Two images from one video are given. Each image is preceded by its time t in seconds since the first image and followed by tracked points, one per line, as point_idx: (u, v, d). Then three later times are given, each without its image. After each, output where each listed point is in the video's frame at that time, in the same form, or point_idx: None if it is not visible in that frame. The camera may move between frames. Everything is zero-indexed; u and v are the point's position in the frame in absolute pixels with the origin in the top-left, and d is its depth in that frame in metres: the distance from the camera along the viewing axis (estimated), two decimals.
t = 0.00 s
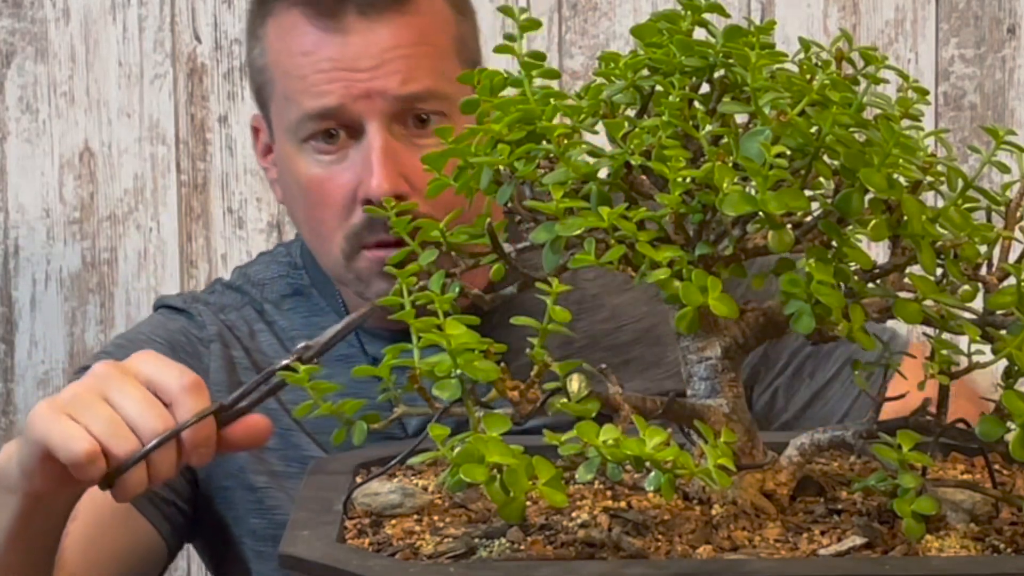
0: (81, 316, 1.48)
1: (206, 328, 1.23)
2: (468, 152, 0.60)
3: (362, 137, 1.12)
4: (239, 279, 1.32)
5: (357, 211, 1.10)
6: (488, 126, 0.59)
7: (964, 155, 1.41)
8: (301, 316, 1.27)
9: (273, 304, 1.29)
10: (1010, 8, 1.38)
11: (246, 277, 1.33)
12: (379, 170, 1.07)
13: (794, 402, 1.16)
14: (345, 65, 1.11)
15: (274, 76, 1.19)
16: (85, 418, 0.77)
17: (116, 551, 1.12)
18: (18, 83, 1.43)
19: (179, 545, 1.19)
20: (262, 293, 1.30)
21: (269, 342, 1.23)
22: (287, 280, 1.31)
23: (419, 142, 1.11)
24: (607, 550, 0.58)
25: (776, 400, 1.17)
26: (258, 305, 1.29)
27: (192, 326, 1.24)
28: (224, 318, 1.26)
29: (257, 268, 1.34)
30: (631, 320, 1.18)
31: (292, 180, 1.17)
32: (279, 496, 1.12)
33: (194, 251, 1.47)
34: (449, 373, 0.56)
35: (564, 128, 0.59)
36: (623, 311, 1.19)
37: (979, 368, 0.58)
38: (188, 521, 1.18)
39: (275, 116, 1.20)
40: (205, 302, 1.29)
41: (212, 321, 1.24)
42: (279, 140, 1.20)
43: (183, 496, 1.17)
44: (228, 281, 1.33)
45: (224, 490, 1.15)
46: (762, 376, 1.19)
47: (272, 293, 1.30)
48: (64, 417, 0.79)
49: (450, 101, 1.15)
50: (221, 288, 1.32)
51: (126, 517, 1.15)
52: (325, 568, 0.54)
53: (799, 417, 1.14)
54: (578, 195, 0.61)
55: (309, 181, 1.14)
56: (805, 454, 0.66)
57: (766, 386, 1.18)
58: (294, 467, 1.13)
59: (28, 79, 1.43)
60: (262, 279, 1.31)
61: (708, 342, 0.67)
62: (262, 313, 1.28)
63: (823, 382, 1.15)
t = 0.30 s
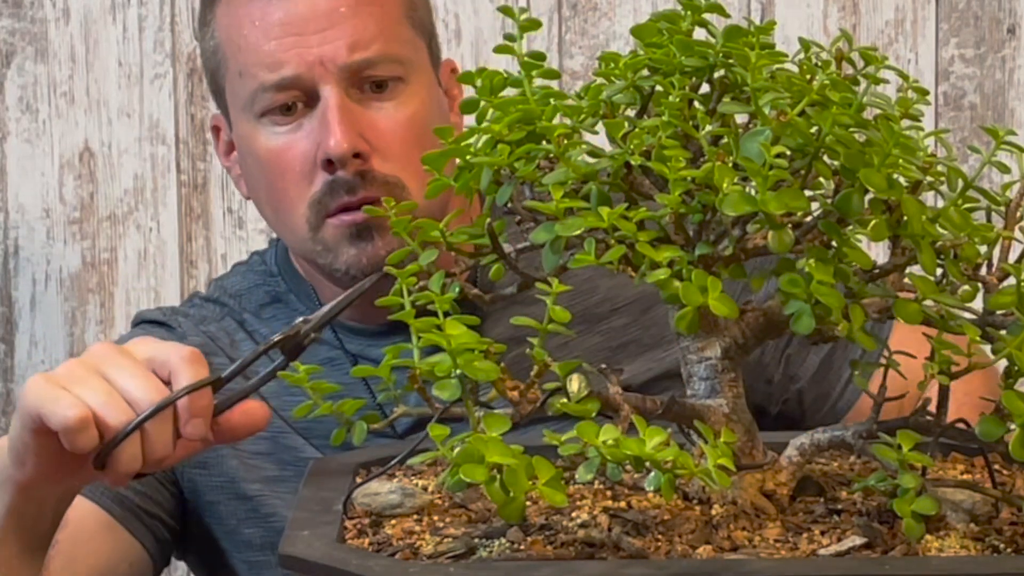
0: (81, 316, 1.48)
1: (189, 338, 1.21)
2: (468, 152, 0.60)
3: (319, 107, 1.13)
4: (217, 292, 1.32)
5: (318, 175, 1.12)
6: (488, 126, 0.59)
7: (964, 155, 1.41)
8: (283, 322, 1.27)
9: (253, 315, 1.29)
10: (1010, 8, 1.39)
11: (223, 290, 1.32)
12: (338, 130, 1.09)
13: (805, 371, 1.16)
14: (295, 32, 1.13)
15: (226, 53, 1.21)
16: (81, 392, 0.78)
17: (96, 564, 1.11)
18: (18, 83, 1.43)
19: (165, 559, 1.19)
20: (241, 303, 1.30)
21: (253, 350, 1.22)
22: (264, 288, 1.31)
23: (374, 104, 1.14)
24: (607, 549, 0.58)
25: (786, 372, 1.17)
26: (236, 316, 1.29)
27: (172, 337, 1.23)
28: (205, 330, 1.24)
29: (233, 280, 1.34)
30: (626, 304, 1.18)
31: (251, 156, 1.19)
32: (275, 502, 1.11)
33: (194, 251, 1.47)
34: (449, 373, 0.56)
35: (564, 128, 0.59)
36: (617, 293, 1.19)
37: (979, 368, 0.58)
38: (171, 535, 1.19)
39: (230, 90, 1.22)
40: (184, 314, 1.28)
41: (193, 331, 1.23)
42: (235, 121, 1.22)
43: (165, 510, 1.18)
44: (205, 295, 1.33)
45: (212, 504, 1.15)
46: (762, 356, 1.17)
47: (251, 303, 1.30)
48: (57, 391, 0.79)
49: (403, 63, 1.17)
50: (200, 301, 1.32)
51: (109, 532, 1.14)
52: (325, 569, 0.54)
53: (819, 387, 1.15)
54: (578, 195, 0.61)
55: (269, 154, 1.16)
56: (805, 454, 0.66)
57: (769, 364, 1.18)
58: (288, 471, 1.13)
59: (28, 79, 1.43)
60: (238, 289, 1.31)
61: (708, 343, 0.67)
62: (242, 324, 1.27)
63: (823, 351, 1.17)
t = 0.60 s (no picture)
0: (81, 316, 1.47)
1: (198, 336, 1.22)
2: (468, 152, 0.60)
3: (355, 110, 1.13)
4: (225, 288, 1.31)
5: (351, 176, 1.13)
6: (488, 127, 0.59)
7: (964, 155, 1.41)
8: (291, 320, 1.27)
9: (261, 311, 1.28)
10: (1010, 8, 1.39)
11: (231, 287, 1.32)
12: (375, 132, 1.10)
13: (806, 387, 1.16)
14: (336, 33, 1.13)
15: (262, 49, 1.21)
16: (107, 397, 0.78)
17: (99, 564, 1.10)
18: (18, 83, 1.43)
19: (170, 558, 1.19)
20: (249, 300, 1.29)
21: (260, 348, 1.22)
22: (273, 286, 1.31)
23: (410, 108, 1.14)
24: (607, 550, 0.58)
25: (787, 387, 1.16)
26: (245, 313, 1.28)
27: (182, 335, 1.23)
28: (214, 327, 1.24)
29: (241, 275, 1.33)
30: (635, 309, 1.19)
31: (281, 153, 1.19)
32: (283, 503, 1.12)
33: (194, 251, 1.47)
34: (449, 373, 0.56)
35: (564, 128, 0.59)
36: (625, 299, 1.20)
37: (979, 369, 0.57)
38: (177, 533, 1.18)
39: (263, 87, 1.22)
40: (192, 310, 1.28)
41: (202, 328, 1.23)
42: (266, 115, 1.22)
43: (172, 508, 1.17)
44: (213, 291, 1.33)
45: (218, 503, 1.15)
46: (766, 367, 1.17)
47: (260, 300, 1.29)
48: (84, 395, 0.80)
49: (439, 68, 1.18)
50: (208, 297, 1.31)
51: (117, 529, 1.13)
52: (325, 569, 0.54)
53: (818, 404, 1.15)
54: (578, 195, 0.61)
55: (300, 153, 1.16)
56: (805, 454, 0.66)
57: (772, 376, 1.17)
58: (295, 472, 1.13)
59: (28, 80, 1.43)
60: (248, 286, 1.31)
61: (708, 343, 0.67)
62: (250, 321, 1.27)
63: (826, 368, 1.17)
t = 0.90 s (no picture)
0: (81, 316, 1.47)
1: (207, 331, 1.23)
2: (468, 152, 0.60)
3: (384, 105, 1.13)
4: (233, 284, 1.31)
5: (378, 171, 1.12)
6: (489, 127, 0.59)
7: (964, 155, 1.41)
8: (300, 316, 1.26)
9: (271, 307, 1.28)
10: (1010, 8, 1.39)
11: (239, 283, 1.32)
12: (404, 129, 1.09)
13: (810, 393, 1.16)
14: (370, 27, 1.13)
15: (292, 40, 1.21)
16: (118, 393, 0.79)
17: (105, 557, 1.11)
18: (19, 83, 1.43)
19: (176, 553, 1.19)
20: (259, 296, 1.29)
21: (269, 345, 1.22)
22: (281, 283, 1.30)
23: (439, 106, 1.14)
24: (607, 550, 0.58)
25: (791, 393, 1.17)
26: (254, 309, 1.28)
27: (191, 330, 1.24)
28: (224, 322, 1.25)
29: (250, 270, 1.33)
30: (644, 311, 1.19)
31: (306, 144, 1.19)
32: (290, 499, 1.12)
33: (194, 251, 1.47)
34: (449, 373, 0.56)
35: (564, 128, 0.59)
36: (635, 300, 1.20)
37: (979, 368, 0.57)
38: (184, 528, 1.18)
39: (292, 79, 1.21)
40: (201, 305, 1.28)
41: (211, 323, 1.24)
42: (293, 105, 1.21)
43: (179, 502, 1.17)
44: (221, 286, 1.32)
45: (225, 498, 1.15)
46: (770, 372, 1.18)
47: (269, 296, 1.29)
48: (95, 391, 0.81)
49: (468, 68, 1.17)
50: (217, 292, 1.31)
51: (124, 522, 1.14)
52: (325, 569, 0.54)
53: (821, 410, 1.15)
54: (577, 195, 0.61)
55: (327, 145, 1.16)
56: (805, 454, 0.66)
57: (777, 382, 1.18)
58: (303, 469, 1.13)
59: (28, 80, 1.43)
60: (257, 282, 1.31)
61: (708, 343, 0.67)
62: (260, 317, 1.27)
63: (830, 374, 1.17)
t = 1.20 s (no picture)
0: (81, 316, 1.47)
1: (210, 328, 1.23)
2: (468, 152, 0.60)
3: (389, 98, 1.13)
4: (237, 282, 1.31)
5: (383, 164, 1.12)
6: (489, 127, 0.59)
7: (964, 155, 1.41)
8: (304, 314, 1.26)
9: (274, 304, 1.28)
10: (1010, 8, 1.39)
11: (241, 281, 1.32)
12: (410, 122, 1.09)
13: (811, 396, 1.16)
14: (376, 20, 1.13)
15: (298, 34, 1.21)
16: (121, 390, 0.79)
17: (105, 554, 1.11)
18: (18, 83, 1.43)
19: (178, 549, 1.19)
20: (262, 294, 1.29)
21: (272, 343, 1.22)
22: (284, 281, 1.30)
23: (444, 100, 1.13)
24: (607, 550, 0.58)
25: (792, 396, 1.17)
26: (257, 306, 1.28)
27: (194, 327, 1.24)
28: (226, 320, 1.25)
29: (254, 268, 1.33)
30: (647, 312, 1.19)
31: (311, 138, 1.19)
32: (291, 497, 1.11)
33: (194, 251, 1.48)
34: (449, 373, 0.56)
35: (564, 128, 0.59)
36: (640, 301, 1.20)
37: (979, 368, 0.57)
38: (186, 524, 1.18)
39: (298, 73, 1.21)
40: (205, 302, 1.28)
41: (214, 320, 1.24)
42: (297, 98, 1.21)
43: (181, 500, 1.17)
44: (224, 284, 1.32)
45: (227, 495, 1.15)
46: (772, 373, 1.19)
47: (273, 294, 1.29)
48: (98, 389, 0.81)
49: (473, 63, 1.17)
50: (220, 290, 1.31)
51: (126, 518, 1.14)
52: (325, 569, 0.54)
53: (822, 413, 1.15)
54: (577, 195, 0.61)
55: (332, 139, 1.16)
56: (805, 454, 0.66)
57: (778, 383, 1.18)
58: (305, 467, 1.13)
59: (28, 80, 1.43)
60: (260, 280, 1.30)
61: (708, 343, 0.67)
62: (263, 314, 1.26)
63: (831, 377, 1.17)
